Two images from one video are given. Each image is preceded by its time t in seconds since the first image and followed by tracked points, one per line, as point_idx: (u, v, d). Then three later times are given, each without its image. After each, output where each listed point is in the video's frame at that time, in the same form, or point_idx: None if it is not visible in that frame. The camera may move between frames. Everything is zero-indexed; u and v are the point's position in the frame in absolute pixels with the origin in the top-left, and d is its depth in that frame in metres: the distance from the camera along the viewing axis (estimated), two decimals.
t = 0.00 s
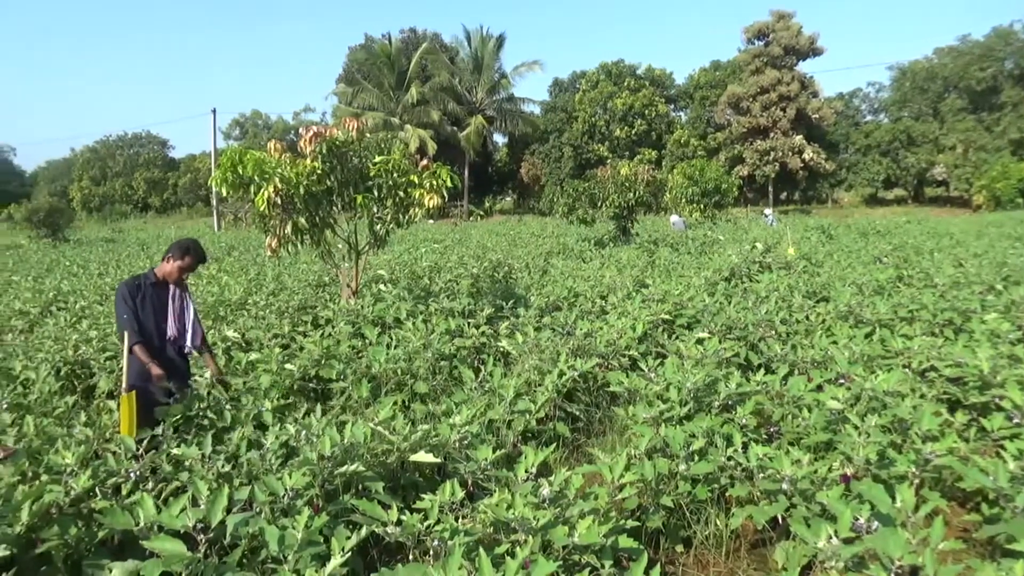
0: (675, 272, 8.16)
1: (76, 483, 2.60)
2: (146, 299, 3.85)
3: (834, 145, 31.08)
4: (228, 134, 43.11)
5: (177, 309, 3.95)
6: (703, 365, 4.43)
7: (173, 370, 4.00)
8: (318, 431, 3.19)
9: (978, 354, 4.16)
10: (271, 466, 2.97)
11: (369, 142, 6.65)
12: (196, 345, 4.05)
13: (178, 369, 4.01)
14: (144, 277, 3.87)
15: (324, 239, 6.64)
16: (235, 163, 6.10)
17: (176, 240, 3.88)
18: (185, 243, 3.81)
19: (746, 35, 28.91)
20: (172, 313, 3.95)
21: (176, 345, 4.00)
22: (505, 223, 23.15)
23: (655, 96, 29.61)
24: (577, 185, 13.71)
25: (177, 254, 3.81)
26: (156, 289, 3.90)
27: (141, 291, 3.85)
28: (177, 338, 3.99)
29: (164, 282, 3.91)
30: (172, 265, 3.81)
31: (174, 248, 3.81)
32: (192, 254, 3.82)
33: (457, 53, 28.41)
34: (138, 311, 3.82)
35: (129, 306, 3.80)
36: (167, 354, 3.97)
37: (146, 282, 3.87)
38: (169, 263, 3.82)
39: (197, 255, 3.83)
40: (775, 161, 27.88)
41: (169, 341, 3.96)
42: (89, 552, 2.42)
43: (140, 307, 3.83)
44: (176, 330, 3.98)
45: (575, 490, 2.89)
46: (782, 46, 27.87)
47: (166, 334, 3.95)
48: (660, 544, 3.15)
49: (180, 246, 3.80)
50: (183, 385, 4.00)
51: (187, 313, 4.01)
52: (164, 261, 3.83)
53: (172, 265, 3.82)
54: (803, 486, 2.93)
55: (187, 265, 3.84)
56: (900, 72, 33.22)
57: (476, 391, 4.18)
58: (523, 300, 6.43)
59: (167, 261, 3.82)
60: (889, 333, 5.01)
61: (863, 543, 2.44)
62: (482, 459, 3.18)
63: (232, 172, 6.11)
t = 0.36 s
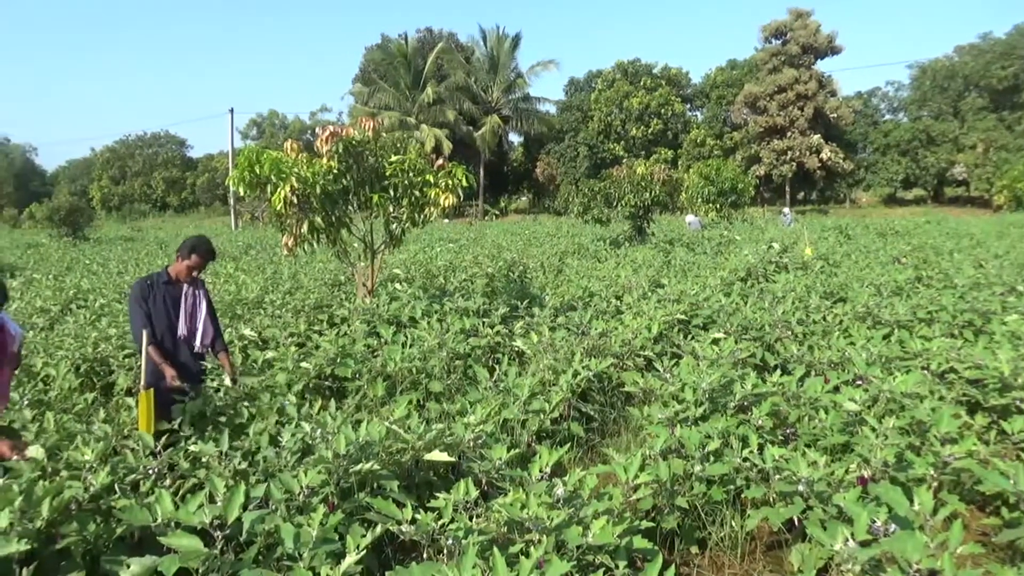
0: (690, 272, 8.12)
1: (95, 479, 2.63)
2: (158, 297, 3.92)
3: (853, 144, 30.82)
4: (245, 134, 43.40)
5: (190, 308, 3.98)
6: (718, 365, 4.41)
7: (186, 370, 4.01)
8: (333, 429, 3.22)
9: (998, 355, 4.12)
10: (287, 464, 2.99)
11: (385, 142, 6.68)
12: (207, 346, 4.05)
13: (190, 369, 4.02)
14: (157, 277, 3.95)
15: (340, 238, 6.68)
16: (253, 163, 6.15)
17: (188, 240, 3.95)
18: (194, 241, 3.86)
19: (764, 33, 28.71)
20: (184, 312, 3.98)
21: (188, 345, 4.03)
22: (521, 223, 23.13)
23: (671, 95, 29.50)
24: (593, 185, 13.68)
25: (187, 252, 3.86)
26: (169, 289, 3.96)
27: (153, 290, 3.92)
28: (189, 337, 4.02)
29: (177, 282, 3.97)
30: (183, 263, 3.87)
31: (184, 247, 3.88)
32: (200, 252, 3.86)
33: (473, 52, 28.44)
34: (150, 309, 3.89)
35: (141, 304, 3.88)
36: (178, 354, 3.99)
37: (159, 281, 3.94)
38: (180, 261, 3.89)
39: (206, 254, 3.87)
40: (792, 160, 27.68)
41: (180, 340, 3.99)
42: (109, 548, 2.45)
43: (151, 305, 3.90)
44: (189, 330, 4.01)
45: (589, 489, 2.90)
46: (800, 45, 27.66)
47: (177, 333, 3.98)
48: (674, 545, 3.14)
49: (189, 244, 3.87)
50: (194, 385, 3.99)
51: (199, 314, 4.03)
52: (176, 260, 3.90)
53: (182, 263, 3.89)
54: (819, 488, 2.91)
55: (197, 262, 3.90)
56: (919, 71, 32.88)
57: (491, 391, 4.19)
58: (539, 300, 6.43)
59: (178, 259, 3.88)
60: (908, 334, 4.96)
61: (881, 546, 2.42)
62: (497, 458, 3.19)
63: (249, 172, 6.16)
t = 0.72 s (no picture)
0: (700, 272, 8.09)
1: (107, 477, 2.65)
2: (169, 298, 3.95)
3: (864, 143, 30.66)
4: (256, 134, 43.57)
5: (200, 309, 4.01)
6: (728, 365, 4.39)
7: (198, 371, 4.03)
8: (343, 428, 3.23)
9: (1011, 356, 4.08)
10: (297, 463, 3.00)
11: (395, 142, 6.69)
12: (218, 346, 4.08)
13: (201, 369, 4.04)
14: (167, 277, 3.97)
15: (350, 238, 6.70)
16: (263, 163, 6.17)
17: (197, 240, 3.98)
18: (204, 241, 3.90)
19: (775, 32, 28.58)
20: (194, 312, 4.01)
21: (200, 346, 4.05)
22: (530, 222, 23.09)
23: (681, 94, 29.42)
24: (603, 184, 13.65)
25: (196, 252, 3.89)
26: (179, 290, 3.99)
27: (163, 290, 3.94)
28: (201, 338, 4.04)
29: (186, 282, 4.00)
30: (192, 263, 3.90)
31: (193, 247, 3.91)
32: (209, 252, 3.89)
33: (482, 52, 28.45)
34: (161, 310, 3.92)
35: (152, 305, 3.90)
36: (191, 356, 4.02)
37: (169, 281, 3.97)
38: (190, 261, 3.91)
39: (215, 253, 3.90)
40: (803, 159, 27.54)
41: (192, 341, 4.01)
42: (120, 545, 2.46)
43: (162, 306, 3.92)
44: (199, 330, 4.03)
45: (599, 490, 2.89)
46: (810, 44, 27.52)
47: (189, 334, 4.01)
48: (684, 545, 3.13)
49: (198, 243, 3.90)
50: (205, 387, 4.01)
51: (210, 314, 4.06)
52: (186, 260, 3.93)
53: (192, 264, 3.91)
54: (830, 489, 2.89)
55: (206, 262, 3.92)
56: (931, 69, 32.66)
57: (500, 390, 4.19)
58: (548, 300, 6.42)
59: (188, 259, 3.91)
60: (920, 335, 4.92)
61: (893, 547, 2.40)
62: (506, 458, 3.19)
63: (260, 172, 6.18)
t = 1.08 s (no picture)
0: (706, 272, 8.07)
1: (114, 476, 2.67)
2: (177, 299, 3.95)
3: (870, 143, 30.59)
4: (263, 134, 43.64)
5: (208, 308, 4.00)
6: (734, 365, 4.39)
7: (205, 371, 4.03)
8: (348, 428, 3.24)
9: (1020, 357, 4.06)
10: (303, 463, 3.01)
11: (401, 142, 6.70)
12: (226, 345, 4.07)
13: (207, 368, 4.03)
14: (176, 277, 3.97)
15: (356, 238, 6.71)
16: (269, 162, 6.19)
17: (206, 239, 3.97)
18: (211, 240, 3.89)
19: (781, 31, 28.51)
20: (202, 312, 4.00)
21: (209, 346, 4.04)
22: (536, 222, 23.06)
23: (687, 94, 29.38)
24: (609, 184, 13.62)
25: (204, 251, 3.89)
26: (188, 289, 3.99)
27: (172, 290, 3.95)
28: (209, 338, 4.04)
29: (194, 282, 3.99)
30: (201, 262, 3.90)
31: (201, 246, 3.90)
32: (217, 251, 3.89)
33: (488, 52, 28.46)
34: (168, 309, 3.93)
35: (159, 305, 3.91)
36: (199, 355, 4.01)
37: (177, 281, 3.96)
38: (199, 261, 3.92)
39: (222, 252, 3.89)
40: (809, 159, 27.46)
41: (200, 341, 4.00)
42: (126, 543, 2.47)
43: (170, 305, 3.93)
44: (207, 330, 4.02)
45: (603, 490, 2.89)
46: (817, 43, 27.45)
47: (197, 334, 4.00)
48: (689, 546, 3.12)
49: (206, 243, 3.89)
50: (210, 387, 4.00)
51: (218, 313, 4.04)
52: (195, 259, 3.93)
53: (201, 263, 3.92)
54: (836, 490, 2.88)
55: (213, 262, 3.92)
56: (939, 69, 32.53)
57: (506, 390, 4.19)
58: (554, 299, 6.43)
59: (196, 259, 3.91)
60: (927, 335, 4.91)
61: (899, 548, 2.39)
62: (511, 458, 3.19)
63: (266, 171, 6.20)
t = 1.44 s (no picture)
0: (721, 272, 8.03)
1: (131, 472, 2.69)
2: (194, 298, 3.99)
3: (887, 142, 30.32)
4: (278, 133, 43.88)
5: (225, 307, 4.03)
6: (748, 366, 4.37)
7: (222, 370, 4.06)
8: (362, 426, 3.25)
9: None
10: (317, 461, 3.02)
11: (415, 142, 6.72)
12: (243, 344, 4.10)
13: (224, 367, 4.06)
14: (194, 276, 4.01)
15: (371, 237, 6.74)
16: (285, 162, 6.23)
17: (224, 240, 4.01)
18: (230, 240, 3.93)
19: (798, 30, 28.31)
20: (220, 311, 4.04)
21: (225, 344, 4.08)
22: (550, 222, 23.05)
23: (702, 94, 29.26)
24: (623, 184, 13.58)
25: (223, 251, 3.93)
26: (206, 288, 4.03)
27: (189, 289, 3.99)
28: (226, 336, 4.07)
29: (212, 282, 4.03)
30: (219, 262, 3.94)
31: (220, 246, 3.94)
32: (236, 252, 3.93)
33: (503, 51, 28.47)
34: (186, 310, 3.97)
35: (176, 304, 3.95)
36: (217, 355, 4.04)
37: (195, 281, 4.01)
38: (218, 261, 3.96)
39: (241, 253, 3.93)
40: (825, 159, 27.26)
41: (218, 340, 4.04)
42: (143, 540, 2.50)
43: (187, 305, 3.97)
44: (225, 329, 4.06)
45: (616, 490, 2.88)
46: (834, 42, 27.25)
47: (214, 333, 4.04)
48: (703, 547, 3.11)
49: (225, 243, 3.93)
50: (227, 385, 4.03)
51: (235, 313, 4.08)
52: (213, 259, 3.97)
53: (220, 263, 3.96)
54: (851, 492, 2.86)
55: (232, 262, 3.95)
56: (957, 68, 32.19)
57: (519, 389, 4.20)
58: (567, 299, 6.42)
59: (215, 259, 3.95)
60: (944, 336, 4.86)
61: (915, 551, 2.37)
62: (525, 458, 3.20)
63: (281, 171, 6.24)
